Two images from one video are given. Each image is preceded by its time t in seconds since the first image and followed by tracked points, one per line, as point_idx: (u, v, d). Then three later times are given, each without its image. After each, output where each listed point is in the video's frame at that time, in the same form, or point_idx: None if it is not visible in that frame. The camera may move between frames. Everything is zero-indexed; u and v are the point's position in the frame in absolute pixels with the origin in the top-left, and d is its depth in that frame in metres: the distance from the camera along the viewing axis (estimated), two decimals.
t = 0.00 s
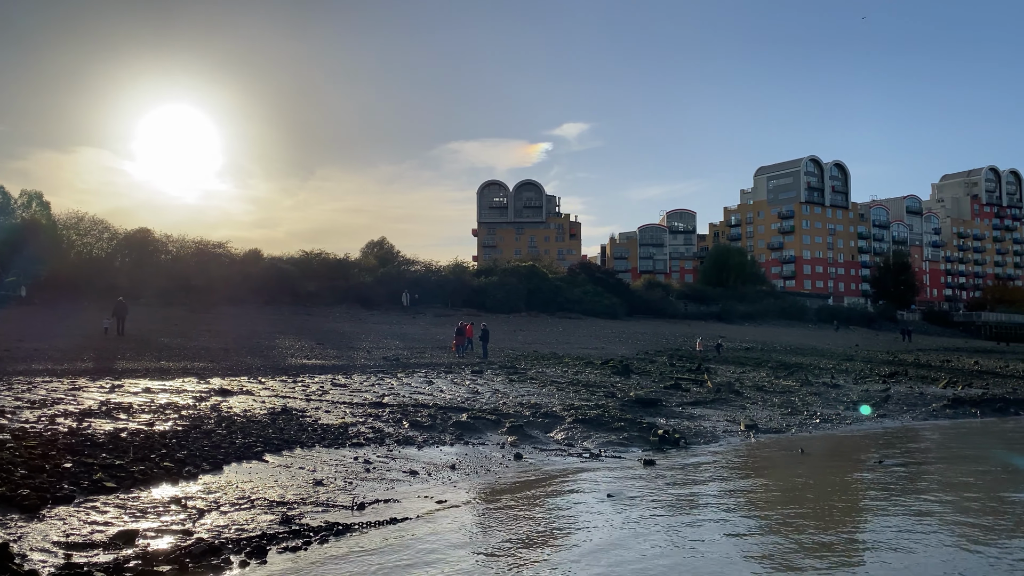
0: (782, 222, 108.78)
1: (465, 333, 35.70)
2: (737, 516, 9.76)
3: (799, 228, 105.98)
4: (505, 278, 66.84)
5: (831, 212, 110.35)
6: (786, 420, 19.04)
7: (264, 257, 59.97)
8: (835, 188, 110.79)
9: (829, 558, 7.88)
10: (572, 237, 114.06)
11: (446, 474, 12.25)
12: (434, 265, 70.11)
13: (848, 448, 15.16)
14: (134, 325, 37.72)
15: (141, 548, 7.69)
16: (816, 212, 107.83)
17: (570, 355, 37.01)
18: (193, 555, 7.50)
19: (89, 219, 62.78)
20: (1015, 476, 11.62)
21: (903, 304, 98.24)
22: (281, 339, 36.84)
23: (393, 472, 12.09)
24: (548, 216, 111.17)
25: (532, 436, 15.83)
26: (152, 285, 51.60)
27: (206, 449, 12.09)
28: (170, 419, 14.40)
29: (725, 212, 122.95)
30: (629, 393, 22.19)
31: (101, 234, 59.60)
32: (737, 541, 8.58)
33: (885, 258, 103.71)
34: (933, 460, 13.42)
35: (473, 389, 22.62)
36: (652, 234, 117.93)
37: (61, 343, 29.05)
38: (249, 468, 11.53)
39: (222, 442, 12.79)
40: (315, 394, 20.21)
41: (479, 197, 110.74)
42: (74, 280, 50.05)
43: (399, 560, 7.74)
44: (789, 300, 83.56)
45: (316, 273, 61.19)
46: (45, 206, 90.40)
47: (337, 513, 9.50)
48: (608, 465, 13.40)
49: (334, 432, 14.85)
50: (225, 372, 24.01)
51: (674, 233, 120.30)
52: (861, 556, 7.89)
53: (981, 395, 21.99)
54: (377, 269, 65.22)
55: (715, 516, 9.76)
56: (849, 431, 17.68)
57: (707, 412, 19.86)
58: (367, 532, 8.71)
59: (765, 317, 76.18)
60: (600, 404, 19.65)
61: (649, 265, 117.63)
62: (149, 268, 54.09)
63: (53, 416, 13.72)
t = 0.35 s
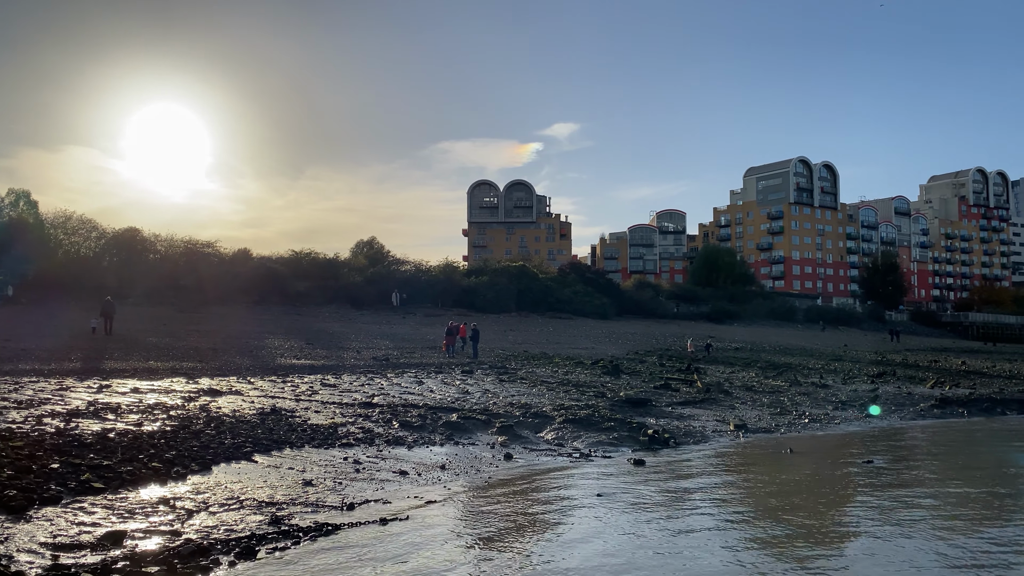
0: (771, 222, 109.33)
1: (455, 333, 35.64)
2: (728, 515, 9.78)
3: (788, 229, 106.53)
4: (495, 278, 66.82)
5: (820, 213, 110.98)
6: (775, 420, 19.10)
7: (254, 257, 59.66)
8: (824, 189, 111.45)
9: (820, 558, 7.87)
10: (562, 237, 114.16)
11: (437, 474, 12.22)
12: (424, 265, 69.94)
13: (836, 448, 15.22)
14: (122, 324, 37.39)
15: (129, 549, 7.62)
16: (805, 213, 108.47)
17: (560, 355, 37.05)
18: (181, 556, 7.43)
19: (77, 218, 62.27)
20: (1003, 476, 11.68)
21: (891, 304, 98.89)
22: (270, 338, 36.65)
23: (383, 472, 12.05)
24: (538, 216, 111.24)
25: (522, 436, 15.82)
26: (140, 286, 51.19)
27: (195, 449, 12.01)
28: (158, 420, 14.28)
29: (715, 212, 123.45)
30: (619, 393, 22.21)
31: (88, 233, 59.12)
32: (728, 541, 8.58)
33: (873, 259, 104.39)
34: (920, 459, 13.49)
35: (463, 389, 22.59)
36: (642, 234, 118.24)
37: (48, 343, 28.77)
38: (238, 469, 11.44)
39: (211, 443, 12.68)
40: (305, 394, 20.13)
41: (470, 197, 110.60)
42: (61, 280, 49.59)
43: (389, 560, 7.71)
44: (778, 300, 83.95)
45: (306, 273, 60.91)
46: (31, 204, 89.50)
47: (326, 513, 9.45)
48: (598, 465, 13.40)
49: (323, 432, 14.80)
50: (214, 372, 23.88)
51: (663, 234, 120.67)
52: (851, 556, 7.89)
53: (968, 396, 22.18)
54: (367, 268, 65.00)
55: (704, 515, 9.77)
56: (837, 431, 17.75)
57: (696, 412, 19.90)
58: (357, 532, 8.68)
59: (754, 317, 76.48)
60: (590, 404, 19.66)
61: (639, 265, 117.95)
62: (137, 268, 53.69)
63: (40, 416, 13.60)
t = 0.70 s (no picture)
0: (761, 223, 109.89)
1: (445, 333, 35.61)
2: (719, 515, 9.79)
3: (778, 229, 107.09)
4: (486, 278, 66.81)
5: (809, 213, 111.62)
6: (764, 420, 19.18)
7: (244, 257, 59.35)
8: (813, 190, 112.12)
9: (810, 559, 7.86)
10: (552, 237, 114.23)
11: (427, 474, 12.20)
12: (414, 265, 69.81)
13: (825, 448, 15.26)
14: (110, 325, 37.07)
15: (118, 550, 7.56)
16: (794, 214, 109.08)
17: (550, 355, 37.13)
18: (171, 557, 7.38)
19: (65, 218, 61.85)
20: (992, 476, 11.74)
21: (879, 305, 99.55)
22: (260, 339, 36.47)
23: (373, 473, 12.00)
24: (528, 216, 111.27)
25: (512, 436, 15.82)
26: (128, 286, 50.80)
27: (183, 450, 11.92)
28: (146, 420, 14.16)
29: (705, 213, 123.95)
30: (609, 393, 22.26)
31: (76, 233, 58.63)
32: (719, 542, 8.58)
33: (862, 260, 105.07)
34: (908, 459, 13.56)
35: (453, 390, 22.58)
36: (633, 234, 118.62)
37: (35, 343, 28.48)
38: (227, 470, 11.36)
39: (200, 443, 12.58)
40: (294, 395, 20.07)
41: (460, 197, 110.48)
42: (48, 279, 49.06)
43: (380, 560, 7.70)
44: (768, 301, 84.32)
45: (296, 273, 60.65)
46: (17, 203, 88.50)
47: (316, 513, 9.42)
48: (589, 465, 13.40)
49: (313, 432, 14.74)
50: (203, 372, 23.76)
51: (654, 234, 121.02)
52: (843, 556, 7.91)
53: (954, 396, 22.38)
54: (358, 268, 64.84)
55: (694, 516, 9.77)
56: (826, 431, 17.83)
57: (686, 412, 19.96)
58: (348, 533, 8.63)
59: (744, 318, 76.81)
60: (580, 404, 19.68)
61: (629, 266, 118.28)
62: (126, 268, 53.31)
63: (27, 416, 13.48)
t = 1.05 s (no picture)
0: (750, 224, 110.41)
1: (435, 333, 35.57)
2: (709, 515, 9.81)
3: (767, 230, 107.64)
4: (476, 278, 66.79)
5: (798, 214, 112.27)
6: (753, 420, 19.26)
7: (233, 257, 59.11)
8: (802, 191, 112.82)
9: (799, 559, 7.87)
10: (543, 237, 114.38)
11: (417, 475, 12.16)
12: (405, 265, 69.65)
13: (814, 448, 15.32)
14: (98, 324, 36.77)
15: (106, 551, 7.51)
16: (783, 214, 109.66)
17: (541, 355, 37.19)
18: (159, 558, 7.32)
19: (52, 217, 61.33)
20: (979, 476, 11.82)
21: (867, 305, 100.18)
22: (249, 338, 36.28)
23: (363, 473, 11.96)
24: (519, 216, 111.33)
25: (503, 436, 15.81)
26: (116, 285, 50.44)
27: (172, 450, 11.83)
28: (134, 420, 14.05)
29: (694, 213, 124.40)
30: (599, 393, 22.30)
31: (64, 232, 58.21)
32: (708, 542, 8.59)
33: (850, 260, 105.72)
34: (897, 459, 13.63)
35: (444, 390, 22.57)
36: (623, 235, 118.90)
37: (21, 343, 28.22)
38: (216, 471, 11.27)
39: (189, 444, 12.50)
40: (284, 395, 20.00)
41: (450, 196, 110.38)
42: (35, 278, 48.69)
43: (370, 562, 7.64)
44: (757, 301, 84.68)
45: (285, 272, 60.35)
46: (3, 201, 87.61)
47: (306, 514, 9.37)
48: (578, 465, 13.41)
49: (304, 432, 14.68)
50: (192, 372, 23.64)
51: (644, 235, 121.40)
52: (832, 556, 7.93)
53: (941, 396, 22.57)
54: (348, 268, 64.59)
55: (684, 515, 9.79)
56: (815, 431, 17.92)
57: (676, 412, 20.00)
58: (338, 534, 8.61)
59: (733, 318, 77.13)
60: (571, 405, 19.70)
61: (619, 266, 118.51)
62: (114, 266, 52.89)
63: (13, 416, 13.38)
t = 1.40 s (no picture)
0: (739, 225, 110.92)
1: (424, 333, 35.49)
2: (699, 515, 9.81)
3: (756, 230, 108.17)
4: (467, 278, 66.71)
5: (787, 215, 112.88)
6: (743, 420, 19.33)
7: (223, 256, 58.86)
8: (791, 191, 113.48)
9: (789, 559, 7.89)
10: (533, 237, 114.43)
11: (407, 475, 12.14)
12: (395, 264, 69.49)
13: (803, 448, 15.35)
14: (85, 324, 36.48)
15: (94, 552, 7.44)
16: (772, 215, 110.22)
17: (531, 355, 37.21)
18: (147, 559, 7.27)
19: (39, 216, 60.86)
20: (966, 476, 11.89)
21: (856, 305, 100.77)
22: (238, 338, 36.08)
23: (353, 473, 11.93)
24: (509, 216, 111.36)
25: (493, 436, 15.80)
26: (104, 285, 50.06)
27: (160, 451, 11.74)
28: (122, 420, 13.93)
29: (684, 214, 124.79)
30: (589, 393, 22.32)
31: (51, 232, 57.78)
32: (699, 542, 8.57)
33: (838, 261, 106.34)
34: (886, 459, 13.70)
35: (434, 390, 22.54)
36: (613, 235, 119.21)
37: (7, 343, 27.96)
38: (205, 471, 11.20)
39: (177, 444, 12.42)
40: (273, 395, 19.92)
41: (441, 196, 110.30)
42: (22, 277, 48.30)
43: (360, 563, 7.60)
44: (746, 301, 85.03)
45: (275, 272, 60.07)
46: None
47: (295, 514, 9.31)
48: (569, 465, 13.40)
49: (293, 433, 14.61)
50: (181, 372, 23.50)
51: (634, 235, 121.76)
52: (822, 556, 7.94)
53: (929, 396, 22.71)
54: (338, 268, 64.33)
55: (674, 515, 9.81)
56: (803, 431, 17.98)
57: (666, 412, 20.04)
58: (327, 534, 8.57)
59: (722, 318, 77.43)
60: (561, 405, 19.71)
61: (610, 266, 118.75)
62: (101, 266, 52.48)
63: None
